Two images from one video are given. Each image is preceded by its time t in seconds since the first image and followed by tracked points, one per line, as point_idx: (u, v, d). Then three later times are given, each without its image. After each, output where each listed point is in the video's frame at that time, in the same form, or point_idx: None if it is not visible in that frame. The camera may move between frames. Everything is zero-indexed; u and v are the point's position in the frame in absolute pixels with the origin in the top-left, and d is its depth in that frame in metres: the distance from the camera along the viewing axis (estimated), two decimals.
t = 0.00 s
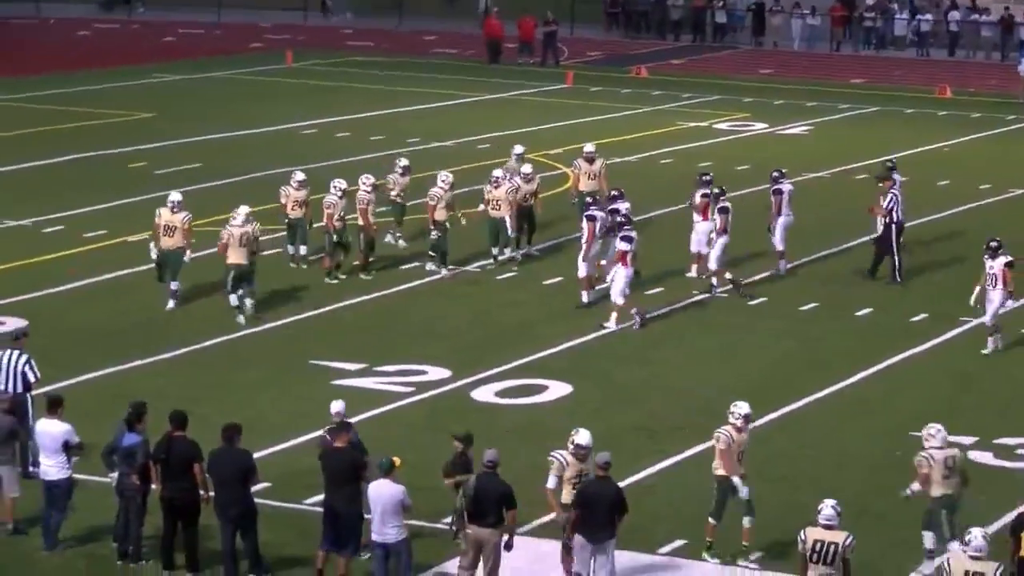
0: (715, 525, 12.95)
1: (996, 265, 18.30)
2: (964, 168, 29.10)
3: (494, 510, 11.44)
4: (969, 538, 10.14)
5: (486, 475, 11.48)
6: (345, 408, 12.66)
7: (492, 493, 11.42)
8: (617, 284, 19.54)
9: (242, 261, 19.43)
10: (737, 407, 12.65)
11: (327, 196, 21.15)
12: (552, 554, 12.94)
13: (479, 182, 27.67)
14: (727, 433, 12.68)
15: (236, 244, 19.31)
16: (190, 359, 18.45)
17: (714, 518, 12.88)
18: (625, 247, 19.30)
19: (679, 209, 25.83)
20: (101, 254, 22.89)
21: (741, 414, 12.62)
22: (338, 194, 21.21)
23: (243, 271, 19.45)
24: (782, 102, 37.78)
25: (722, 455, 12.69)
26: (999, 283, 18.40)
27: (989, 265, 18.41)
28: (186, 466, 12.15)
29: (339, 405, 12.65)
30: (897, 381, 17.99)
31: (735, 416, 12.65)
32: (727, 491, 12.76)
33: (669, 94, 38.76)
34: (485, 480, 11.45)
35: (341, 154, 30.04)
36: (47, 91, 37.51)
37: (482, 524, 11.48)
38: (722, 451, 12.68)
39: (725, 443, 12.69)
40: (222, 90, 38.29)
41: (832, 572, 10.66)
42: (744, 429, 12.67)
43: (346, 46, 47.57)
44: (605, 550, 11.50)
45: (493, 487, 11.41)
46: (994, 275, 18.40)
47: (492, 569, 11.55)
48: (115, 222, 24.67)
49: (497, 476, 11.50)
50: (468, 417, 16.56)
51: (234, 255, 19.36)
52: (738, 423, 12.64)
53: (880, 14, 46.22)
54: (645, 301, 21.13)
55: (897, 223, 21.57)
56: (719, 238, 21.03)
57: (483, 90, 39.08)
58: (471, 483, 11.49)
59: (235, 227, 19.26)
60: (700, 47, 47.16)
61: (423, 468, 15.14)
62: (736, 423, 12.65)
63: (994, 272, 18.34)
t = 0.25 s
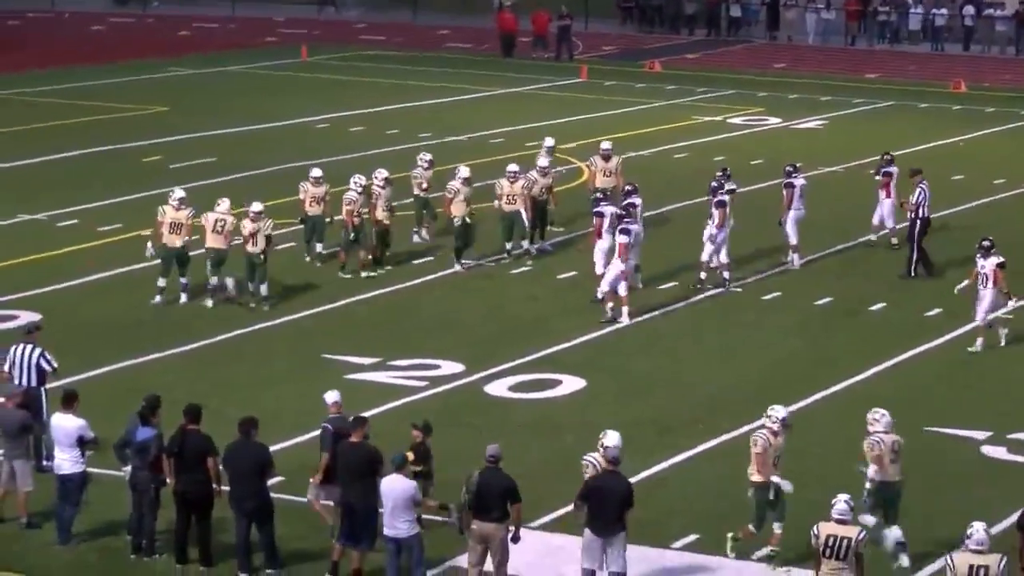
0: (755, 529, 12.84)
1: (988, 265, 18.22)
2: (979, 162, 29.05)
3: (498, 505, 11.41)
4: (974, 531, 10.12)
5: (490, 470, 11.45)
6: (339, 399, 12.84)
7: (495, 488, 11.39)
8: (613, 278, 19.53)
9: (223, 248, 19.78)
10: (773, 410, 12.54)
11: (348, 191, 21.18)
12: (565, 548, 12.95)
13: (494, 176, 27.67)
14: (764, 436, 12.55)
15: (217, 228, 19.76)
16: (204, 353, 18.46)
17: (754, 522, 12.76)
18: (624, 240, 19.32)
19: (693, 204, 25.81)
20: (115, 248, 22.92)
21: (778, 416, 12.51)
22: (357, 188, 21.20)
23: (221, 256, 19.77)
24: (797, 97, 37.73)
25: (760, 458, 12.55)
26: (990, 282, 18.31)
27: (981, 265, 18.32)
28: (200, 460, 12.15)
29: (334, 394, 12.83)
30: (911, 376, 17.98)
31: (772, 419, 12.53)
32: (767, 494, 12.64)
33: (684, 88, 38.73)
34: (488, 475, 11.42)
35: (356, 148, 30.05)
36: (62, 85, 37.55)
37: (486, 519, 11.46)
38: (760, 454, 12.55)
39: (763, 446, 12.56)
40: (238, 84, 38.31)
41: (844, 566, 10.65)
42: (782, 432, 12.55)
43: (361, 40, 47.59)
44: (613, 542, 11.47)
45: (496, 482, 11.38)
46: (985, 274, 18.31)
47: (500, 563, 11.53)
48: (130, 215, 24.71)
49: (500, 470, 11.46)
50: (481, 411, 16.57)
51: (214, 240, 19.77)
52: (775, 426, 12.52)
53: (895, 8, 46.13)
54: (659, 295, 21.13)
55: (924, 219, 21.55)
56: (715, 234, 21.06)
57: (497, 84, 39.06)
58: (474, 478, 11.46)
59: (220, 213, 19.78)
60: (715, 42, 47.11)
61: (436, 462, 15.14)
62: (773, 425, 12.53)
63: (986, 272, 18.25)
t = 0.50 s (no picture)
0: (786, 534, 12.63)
1: (973, 263, 18.17)
2: (983, 161, 29.02)
3: (496, 504, 11.41)
4: (976, 527, 10.11)
5: (486, 469, 11.44)
6: (322, 396, 12.71)
7: (491, 487, 11.38)
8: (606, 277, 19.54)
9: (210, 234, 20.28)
10: (797, 409, 12.48)
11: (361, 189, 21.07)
12: (569, 547, 12.94)
13: (498, 175, 27.65)
14: (785, 436, 12.43)
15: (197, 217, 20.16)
16: (209, 351, 18.47)
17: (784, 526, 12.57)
18: (615, 237, 19.33)
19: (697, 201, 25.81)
20: (121, 245, 22.93)
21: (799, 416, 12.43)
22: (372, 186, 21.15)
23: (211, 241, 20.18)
24: (802, 95, 37.72)
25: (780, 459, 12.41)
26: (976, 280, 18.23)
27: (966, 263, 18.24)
28: (206, 457, 12.16)
29: (315, 392, 12.70)
30: (916, 375, 17.95)
31: (793, 418, 12.44)
32: (790, 497, 12.52)
33: (689, 86, 38.71)
34: (485, 474, 11.41)
35: (360, 146, 30.04)
36: (67, 83, 37.56)
37: (485, 518, 11.45)
38: (781, 455, 12.40)
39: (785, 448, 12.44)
40: (243, 82, 38.32)
41: (847, 565, 10.65)
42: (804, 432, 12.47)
43: (365, 38, 47.60)
44: (611, 545, 11.46)
45: (495, 481, 11.38)
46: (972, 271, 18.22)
47: (501, 562, 11.52)
48: (135, 213, 24.71)
49: (497, 469, 11.46)
50: (486, 409, 16.56)
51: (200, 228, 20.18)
52: (795, 427, 12.44)
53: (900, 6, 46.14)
54: (663, 293, 21.12)
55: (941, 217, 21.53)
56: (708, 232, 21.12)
57: (503, 82, 39.06)
58: (470, 478, 11.46)
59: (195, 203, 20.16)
60: (720, 40, 47.09)
61: (441, 460, 15.15)
62: (793, 425, 12.44)
63: (972, 270, 18.17)
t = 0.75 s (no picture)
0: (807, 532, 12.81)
1: (953, 266, 18.20)
2: (987, 159, 29.02)
3: (499, 503, 11.42)
4: (983, 528, 10.12)
5: (490, 469, 11.46)
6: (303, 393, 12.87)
7: (494, 487, 11.39)
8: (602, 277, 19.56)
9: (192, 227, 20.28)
10: (823, 417, 12.65)
11: (376, 189, 21.08)
12: (573, 545, 12.95)
13: (502, 174, 27.66)
14: (812, 443, 12.60)
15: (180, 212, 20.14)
16: (213, 350, 18.47)
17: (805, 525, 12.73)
18: (607, 237, 19.34)
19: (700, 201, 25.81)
20: (124, 245, 22.93)
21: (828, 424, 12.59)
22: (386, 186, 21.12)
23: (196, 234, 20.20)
24: (806, 93, 37.73)
25: (807, 466, 12.60)
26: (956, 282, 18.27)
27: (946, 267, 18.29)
28: (210, 455, 12.17)
29: (297, 389, 12.87)
30: (920, 374, 17.96)
31: (820, 425, 12.60)
32: (815, 504, 12.73)
33: (694, 85, 38.71)
34: (488, 474, 11.43)
35: (365, 145, 30.05)
36: (73, 82, 37.59)
37: (488, 517, 11.46)
38: (807, 461, 12.60)
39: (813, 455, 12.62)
40: (248, 81, 38.32)
41: (852, 564, 10.66)
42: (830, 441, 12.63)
43: (370, 37, 47.63)
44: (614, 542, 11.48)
45: (499, 480, 11.40)
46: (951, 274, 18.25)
47: (504, 561, 11.53)
48: (140, 212, 24.71)
49: (500, 469, 11.48)
50: (490, 409, 16.56)
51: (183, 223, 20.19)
52: (824, 434, 12.61)
53: (905, 5, 46.15)
54: (669, 292, 21.12)
55: (959, 215, 21.50)
56: (707, 232, 21.06)
57: (507, 81, 39.05)
58: (474, 477, 11.47)
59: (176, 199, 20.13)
60: (724, 39, 47.06)
61: (445, 459, 15.15)
62: (821, 432, 12.61)
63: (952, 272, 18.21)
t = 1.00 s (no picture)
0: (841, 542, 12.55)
1: (937, 264, 18.13)
2: (993, 159, 28.99)
3: (506, 503, 11.42)
4: (991, 527, 10.12)
5: (497, 469, 11.46)
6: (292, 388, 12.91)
7: (502, 487, 11.39)
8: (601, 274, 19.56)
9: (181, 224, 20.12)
10: (845, 419, 12.46)
11: (392, 190, 21.05)
12: (579, 545, 12.95)
13: (506, 173, 27.63)
14: (835, 444, 12.39)
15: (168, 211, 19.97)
16: (218, 350, 18.46)
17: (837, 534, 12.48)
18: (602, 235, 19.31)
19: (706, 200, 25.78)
20: (128, 244, 22.91)
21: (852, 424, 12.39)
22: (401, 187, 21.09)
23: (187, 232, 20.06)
24: (811, 92, 37.70)
25: (832, 468, 12.37)
26: (940, 281, 18.18)
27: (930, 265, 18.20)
28: (216, 454, 12.18)
29: (286, 385, 12.90)
30: (926, 373, 17.95)
31: (844, 427, 12.40)
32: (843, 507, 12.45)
33: (698, 84, 38.70)
34: (496, 474, 11.43)
35: (370, 144, 30.06)
36: (77, 81, 37.60)
37: (496, 517, 11.46)
38: (832, 463, 12.37)
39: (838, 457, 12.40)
40: (252, 80, 38.27)
41: (858, 563, 10.66)
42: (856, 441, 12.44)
43: (375, 36, 47.61)
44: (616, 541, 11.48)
45: (506, 480, 11.39)
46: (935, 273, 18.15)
47: (510, 561, 11.54)
48: (144, 212, 24.68)
49: (507, 469, 11.47)
50: (496, 408, 16.56)
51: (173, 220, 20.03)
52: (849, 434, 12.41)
53: (910, 5, 46.09)
54: (673, 292, 21.12)
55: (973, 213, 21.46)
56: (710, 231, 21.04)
57: (512, 80, 39.00)
58: (481, 477, 11.47)
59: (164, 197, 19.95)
60: (729, 37, 47.00)
61: (450, 459, 15.14)
62: (846, 433, 12.40)
63: (936, 271, 18.13)
